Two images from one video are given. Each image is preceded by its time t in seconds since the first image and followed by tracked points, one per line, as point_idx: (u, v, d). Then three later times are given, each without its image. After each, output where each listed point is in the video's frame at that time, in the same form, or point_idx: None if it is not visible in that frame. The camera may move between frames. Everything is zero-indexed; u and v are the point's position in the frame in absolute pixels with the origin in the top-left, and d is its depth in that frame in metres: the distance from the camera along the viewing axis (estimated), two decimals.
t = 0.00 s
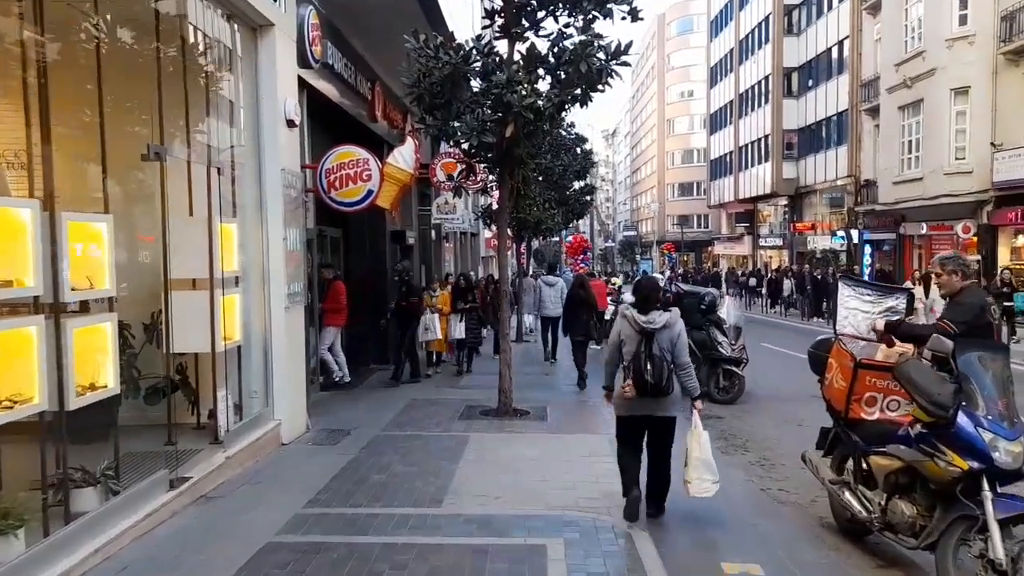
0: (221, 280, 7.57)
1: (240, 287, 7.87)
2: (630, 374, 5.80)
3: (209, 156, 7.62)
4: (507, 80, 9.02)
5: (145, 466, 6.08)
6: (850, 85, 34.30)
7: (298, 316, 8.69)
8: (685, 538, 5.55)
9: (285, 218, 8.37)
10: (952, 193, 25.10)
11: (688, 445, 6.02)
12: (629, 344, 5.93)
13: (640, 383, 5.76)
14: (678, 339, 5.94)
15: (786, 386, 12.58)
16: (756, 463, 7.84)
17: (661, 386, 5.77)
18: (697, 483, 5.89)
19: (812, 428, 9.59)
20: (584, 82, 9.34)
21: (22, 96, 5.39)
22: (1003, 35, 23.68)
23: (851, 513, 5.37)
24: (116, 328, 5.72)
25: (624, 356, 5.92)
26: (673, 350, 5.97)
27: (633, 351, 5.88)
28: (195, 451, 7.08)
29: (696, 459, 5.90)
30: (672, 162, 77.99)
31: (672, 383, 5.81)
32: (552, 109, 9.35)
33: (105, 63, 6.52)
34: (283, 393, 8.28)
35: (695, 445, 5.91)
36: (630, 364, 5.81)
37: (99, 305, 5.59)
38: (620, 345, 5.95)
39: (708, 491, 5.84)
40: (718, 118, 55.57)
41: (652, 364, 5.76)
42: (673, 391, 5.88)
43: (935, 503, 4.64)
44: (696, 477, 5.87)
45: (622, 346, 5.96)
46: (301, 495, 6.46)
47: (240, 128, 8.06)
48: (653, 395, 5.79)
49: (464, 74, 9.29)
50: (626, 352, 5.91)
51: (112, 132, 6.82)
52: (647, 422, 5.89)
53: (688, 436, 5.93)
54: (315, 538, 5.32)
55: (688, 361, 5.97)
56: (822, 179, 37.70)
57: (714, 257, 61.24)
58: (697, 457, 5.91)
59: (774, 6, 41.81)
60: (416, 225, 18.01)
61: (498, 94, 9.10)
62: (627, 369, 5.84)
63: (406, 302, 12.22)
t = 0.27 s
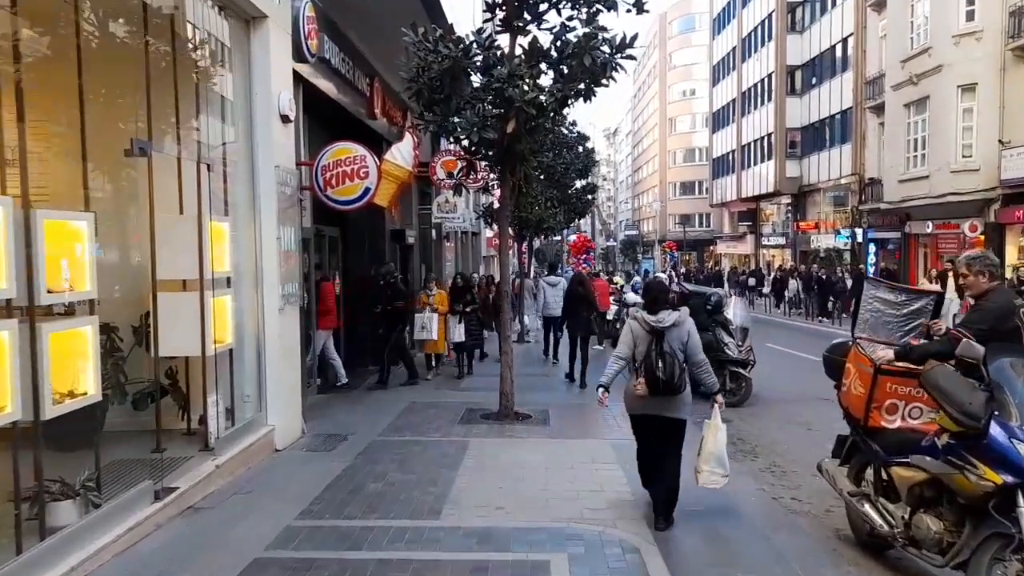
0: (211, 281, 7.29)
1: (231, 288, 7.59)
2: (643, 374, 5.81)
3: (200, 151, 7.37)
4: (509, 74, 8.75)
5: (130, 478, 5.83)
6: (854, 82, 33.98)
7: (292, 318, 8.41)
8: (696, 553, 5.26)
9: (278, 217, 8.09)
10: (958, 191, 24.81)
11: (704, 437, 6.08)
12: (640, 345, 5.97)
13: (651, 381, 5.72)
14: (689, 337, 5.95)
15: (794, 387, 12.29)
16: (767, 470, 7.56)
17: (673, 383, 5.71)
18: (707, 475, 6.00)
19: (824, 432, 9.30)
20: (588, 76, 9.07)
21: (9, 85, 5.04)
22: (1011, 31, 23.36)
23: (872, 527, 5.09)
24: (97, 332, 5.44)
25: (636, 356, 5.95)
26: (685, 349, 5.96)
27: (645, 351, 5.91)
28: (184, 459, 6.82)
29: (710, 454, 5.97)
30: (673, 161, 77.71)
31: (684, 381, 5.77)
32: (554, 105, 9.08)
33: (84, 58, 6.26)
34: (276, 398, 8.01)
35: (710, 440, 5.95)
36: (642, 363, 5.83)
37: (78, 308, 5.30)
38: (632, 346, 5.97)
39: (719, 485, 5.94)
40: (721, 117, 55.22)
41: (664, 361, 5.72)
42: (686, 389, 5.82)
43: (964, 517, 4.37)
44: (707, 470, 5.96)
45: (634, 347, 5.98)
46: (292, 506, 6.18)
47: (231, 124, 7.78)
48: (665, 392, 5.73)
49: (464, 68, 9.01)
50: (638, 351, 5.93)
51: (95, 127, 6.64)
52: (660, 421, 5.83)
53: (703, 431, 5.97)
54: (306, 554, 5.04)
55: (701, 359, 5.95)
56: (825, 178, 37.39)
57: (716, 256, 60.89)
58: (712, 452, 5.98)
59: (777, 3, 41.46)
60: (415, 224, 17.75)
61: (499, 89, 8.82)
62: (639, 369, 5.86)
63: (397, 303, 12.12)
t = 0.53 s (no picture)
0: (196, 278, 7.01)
1: (218, 285, 7.31)
2: (652, 372, 5.98)
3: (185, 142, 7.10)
4: (507, 64, 8.44)
5: (106, 483, 5.54)
6: (857, 80, 33.66)
7: (282, 315, 8.11)
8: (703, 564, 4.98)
9: (268, 211, 7.80)
10: (964, 188, 24.51)
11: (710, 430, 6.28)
12: (647, 341, 6.13)
13: (661, 380, 5.94)
14: (695, 332, 6.12)
15: (800, 387, 11.99)
16: (775, 473, 7.28)
17: (682, 380, 5.96)
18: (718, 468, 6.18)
19: (833, 433, 9.01)
20: (589, 66, 8.77)
21: None
22: (1017, 27, 23.05)
23: (891, 537, 4.79)
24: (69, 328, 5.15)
25: (644, 353, 6.11)
26: (691, 343, 6.16)
27: (652, 348, 6.08)
28: (168, 462, 6.54)
29: (718, 446, 6.17)
30: (674, 160, 77.38)
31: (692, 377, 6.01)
32: (554, 96, 8.78)
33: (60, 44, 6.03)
34: (265, 398, 7.71)
35: (717, 432, 6.17)
36: (650, 361, 6.00)
37: (49, 304, 5.01)
38: (639, 344, 6.15)
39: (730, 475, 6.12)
40: (722, 116, 54.86)
41: (673, 360, 5.94)
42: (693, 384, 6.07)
43: (993, 528, 4.08)
44: (717, 462, 6.16)
45: (641, 344, 6.16)
46: (279, 512, 5.90)
47: (218, 115, 7.52)
48: (675, 389, 5.96)
49: (461, 58, 8.72)
50: (645, 349, 6.11)
51: (69, 115, 6.39)
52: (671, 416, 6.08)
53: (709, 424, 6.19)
54: (291, 564, 4.76)
55: (706, 353, 6.17)
56: (828, 176, 37.07)
57: (718, 256, 60.53)
58: (720, 443, 6.18)
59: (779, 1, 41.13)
60: (414, 222, 17.49)
61: (498, 79, 8.52)
62: (648, 367, 6.03)
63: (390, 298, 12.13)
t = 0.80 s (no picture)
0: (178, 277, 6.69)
1: (201, 284, 6.99)
2: (660, 370, 5.85)
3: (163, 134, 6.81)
4: (505, 53, 8.11)
5: (75, 498, 5.22)
6: (862, 74, 33.25)
7: (270, 315, 7.78)
8: None
9: (254, 207, 7.47)
10: (971, 184, 24.14)
11: (718, 432, 6.15)
12: (655, 339, 6.04)
13: (670, 375, 5.80)
14: (704, 331, 6.04)
15: (808, 389, 11.65)
16: (784, 482, 6.95)
17: (691, 377, 5.83)
18: (729, 469, 6.08)
19: (843, 437, 8.68)
20: (589, 55, 8.45)
21: None
22: None
23: (913, 558, 4.44)
24: (35, 333, 4.81)
25: (652, 351, 6.01)
26: (701, 343, 6.06)
27: (661, 346, 5.98)
28: (147, 471, 6.24)
29: (727, 447, 6.07)
30: (676, 156, 76.96)
31: (701, 375, 5.88)
32: (554, 88, 8.46)
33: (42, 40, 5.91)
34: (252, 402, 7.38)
35: (726, 433, 6.08)
36: (659, 358, 5.88)
37: (13, 309, 4.68)
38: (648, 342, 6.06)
39: (742, 475, 6.02)
40: (724, 111, 54.44)
41: (682, 356, 5.82)
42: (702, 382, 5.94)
43: None
44: (728, 463, 6.06)
45: (650, 343, 6.08)
46: (262, 526, 5.57)
47: (201, 107, 7.19)
48: (683, 387, 5.84)
49: (456, 46, 8.37)
50: (654, 347, 6.01)
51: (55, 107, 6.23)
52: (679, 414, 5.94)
53: (718, 425, 6.09)
54: None
55: (716, 352, 6.05)
56: (832, 172, 36.68)
57: (720, 252, 60.17)
58: (729, 444, 6.09)
59: None
60: (412, 218, 17.20)
61: (495, 69, 8.19)
62: (656, 365, 5.89)
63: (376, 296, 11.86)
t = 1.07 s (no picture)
0: (161, 276, 6.39)
1: (187, 284, 6.70)
2: (672, 367, 6.05)
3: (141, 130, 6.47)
4: (505, 46, 7.84)
5: (47, 509, 4.92)
6: (866, 73, 32.94)
7: (261, 316, 7.49)
8: None
9: (243, 204, 7.18)
10: (978, 184, 23.84)
11: (725, 443, 6.01)
12: (670, 338, 6.18)
13: (681, 374, 6.01)
14: (719, 332, 6.16)
15: (815, 392, 11.37)
16: (794, 491, 6.66)
17: (702, 376, 6.02)
18: (739, 480, 5.98)
19: (853, 444, 8.39)
20: (592, 49, 8.17)
21: None
22: None
23: None
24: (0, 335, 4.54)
25: (666, 349, 6.16)
26: (714, 344, 6.18)
27: (675, 344, 6.12)
28: (128, 480, 5.94)
29: (736, 458, 5.96)
30: (678, 156, 76.63)
31: (713, 375, 6.06)
32: (555, 82, 8.19)
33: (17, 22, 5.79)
34: (241, 407, 7.08)
35: (734, 444, 5.97)
36: (672, 356, 6.07)
37: None
38: (662, 339, 6.20)
39: (752, 486, 5.95)
40: (727, 111, 54.12)
41: (694, 357, 6.00)
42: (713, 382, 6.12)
43: None
44: (737, 475, 5.94)
45: (664, 340, 6.20)
46: (247, 538, 5.29)
47: (187, 101, 6.92)
48: (694, 386, 6.03)
49: (454, 39, 8.10)
50: (668, 345, 6.15)
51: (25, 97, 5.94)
52: (687, 412, 6.15)
53: (726, 437, 5.97)
54: None
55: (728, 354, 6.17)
56: (835, 172, 36.36)
57: (722, 253, 59.80)
58: (737, 455, 5.98)
59: None
60: (410, 217, 16.94)
61: (495, 62, 7.92)
62: (669, 362, 6.08)
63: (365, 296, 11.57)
